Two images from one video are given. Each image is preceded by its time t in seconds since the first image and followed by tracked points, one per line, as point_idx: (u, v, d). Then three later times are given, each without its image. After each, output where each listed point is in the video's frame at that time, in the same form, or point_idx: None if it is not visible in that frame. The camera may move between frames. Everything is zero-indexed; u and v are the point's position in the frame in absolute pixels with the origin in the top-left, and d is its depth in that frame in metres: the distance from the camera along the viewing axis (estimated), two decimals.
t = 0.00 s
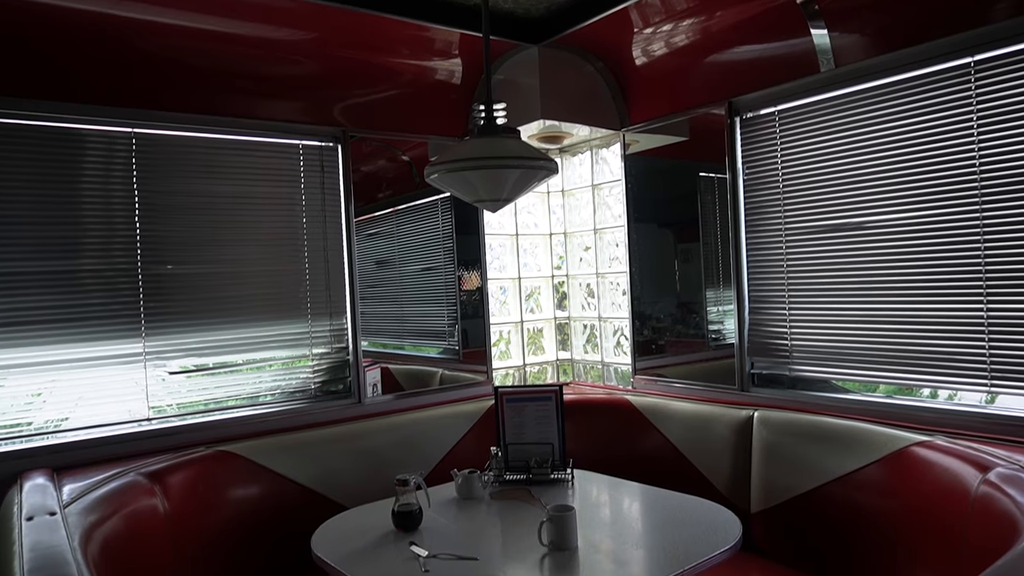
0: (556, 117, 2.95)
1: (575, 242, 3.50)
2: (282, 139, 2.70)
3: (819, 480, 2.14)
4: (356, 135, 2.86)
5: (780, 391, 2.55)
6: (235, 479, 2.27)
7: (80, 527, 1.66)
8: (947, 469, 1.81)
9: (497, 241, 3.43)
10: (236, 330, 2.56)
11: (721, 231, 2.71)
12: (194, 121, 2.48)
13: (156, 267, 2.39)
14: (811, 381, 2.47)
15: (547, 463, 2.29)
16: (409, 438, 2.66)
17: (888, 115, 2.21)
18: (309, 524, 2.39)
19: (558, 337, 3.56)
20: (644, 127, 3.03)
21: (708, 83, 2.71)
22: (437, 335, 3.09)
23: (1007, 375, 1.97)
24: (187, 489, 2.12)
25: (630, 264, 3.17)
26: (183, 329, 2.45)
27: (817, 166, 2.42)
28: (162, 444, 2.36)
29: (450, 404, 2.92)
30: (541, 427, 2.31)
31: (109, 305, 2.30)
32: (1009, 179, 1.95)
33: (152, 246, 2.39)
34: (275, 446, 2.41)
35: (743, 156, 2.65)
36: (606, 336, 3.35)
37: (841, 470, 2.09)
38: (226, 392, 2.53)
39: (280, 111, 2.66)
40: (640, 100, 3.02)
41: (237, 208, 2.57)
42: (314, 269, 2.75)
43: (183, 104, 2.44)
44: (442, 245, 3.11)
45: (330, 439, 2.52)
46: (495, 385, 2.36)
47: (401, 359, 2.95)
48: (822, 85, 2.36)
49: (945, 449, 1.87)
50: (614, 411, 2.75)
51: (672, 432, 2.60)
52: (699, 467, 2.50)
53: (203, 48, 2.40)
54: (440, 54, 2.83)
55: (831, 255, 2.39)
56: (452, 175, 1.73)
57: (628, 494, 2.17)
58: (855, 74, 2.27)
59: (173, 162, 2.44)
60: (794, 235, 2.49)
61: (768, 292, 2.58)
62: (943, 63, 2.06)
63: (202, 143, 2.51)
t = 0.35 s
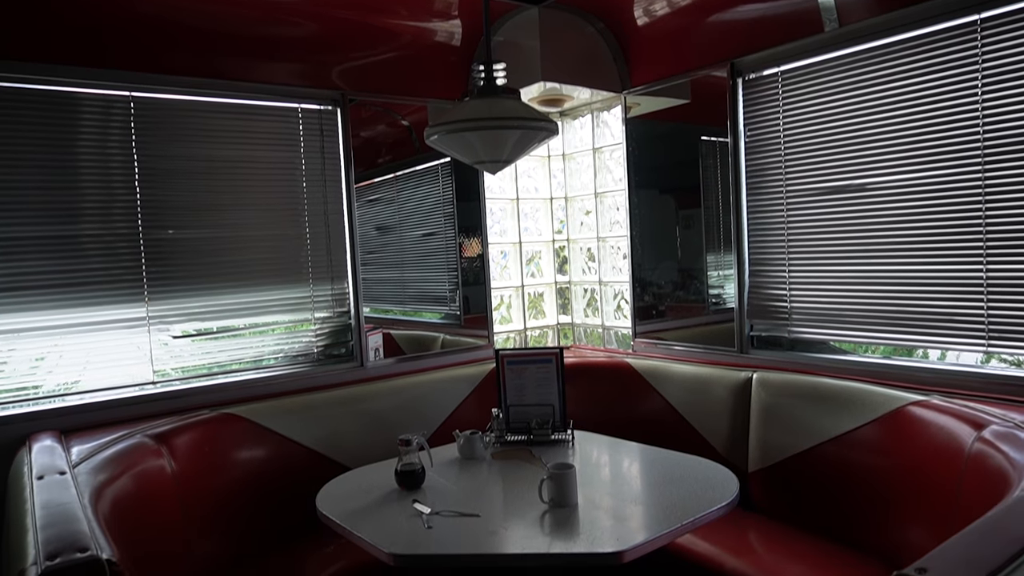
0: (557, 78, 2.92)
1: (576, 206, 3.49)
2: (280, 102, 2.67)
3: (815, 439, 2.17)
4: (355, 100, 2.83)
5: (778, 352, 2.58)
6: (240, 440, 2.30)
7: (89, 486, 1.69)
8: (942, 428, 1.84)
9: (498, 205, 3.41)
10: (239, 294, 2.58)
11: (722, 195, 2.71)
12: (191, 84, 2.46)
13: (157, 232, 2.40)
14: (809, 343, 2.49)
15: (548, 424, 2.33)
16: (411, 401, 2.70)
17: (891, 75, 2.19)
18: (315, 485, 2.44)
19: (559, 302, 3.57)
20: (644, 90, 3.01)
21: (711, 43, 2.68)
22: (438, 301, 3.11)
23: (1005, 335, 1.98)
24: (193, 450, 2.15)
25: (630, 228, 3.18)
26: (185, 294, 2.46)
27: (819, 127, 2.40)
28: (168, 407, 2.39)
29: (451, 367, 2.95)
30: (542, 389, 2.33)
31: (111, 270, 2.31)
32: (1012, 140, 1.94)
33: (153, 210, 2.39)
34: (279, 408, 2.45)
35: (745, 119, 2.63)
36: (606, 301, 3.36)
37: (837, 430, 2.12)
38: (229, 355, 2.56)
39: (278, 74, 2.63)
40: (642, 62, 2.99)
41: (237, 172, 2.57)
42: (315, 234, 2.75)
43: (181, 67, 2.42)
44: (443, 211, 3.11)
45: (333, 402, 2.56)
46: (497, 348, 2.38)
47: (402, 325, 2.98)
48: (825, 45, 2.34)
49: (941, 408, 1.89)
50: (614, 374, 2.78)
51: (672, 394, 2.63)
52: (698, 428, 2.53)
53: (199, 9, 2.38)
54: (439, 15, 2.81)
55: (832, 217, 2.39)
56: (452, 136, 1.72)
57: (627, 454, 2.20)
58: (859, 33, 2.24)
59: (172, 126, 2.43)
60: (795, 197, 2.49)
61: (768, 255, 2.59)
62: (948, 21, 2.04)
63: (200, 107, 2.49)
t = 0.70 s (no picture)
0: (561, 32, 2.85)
1: (578, 165, 3.46)
2: (277, 61, 2.62)
3: (818, 394, 2.18)
4: (354, 58, 2.78)
5: (781, 310, 2.58)
6: (245, 401, 2.32)
7: (99, 446, 1.71)
8: (946, 381, 1.85)
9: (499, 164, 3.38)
10: (241, 257, 2.57)
11: (727, 152, 2.69)
12: (186, 43, 2.41)
13: (157, 194, 2.38)
14: (814, 300, 2.49)
15: (552, 382, 2.34)
16: (415, 361, 2.71)
17: (899, 27, 2.15)
18: (322, 444, 2.46)
19: (561, 262, 3.56)
20: (646, 45, 2.97)
21: None
22: (440, 263, 3.11)
23: (1010, 288, 1.98)
24: (200, 412, 2.17)
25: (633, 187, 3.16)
26: (186, 256, 2.45)
27: (825, 81, 2.36)
28: (173, 369, 2.40)
29: (453, 328, 2.96)
30: (545, 348, 2.34)
31: (111, 233, 2.30)
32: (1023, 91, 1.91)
33: (151, 172, 2.37)
34: (284, 370, 2.46)
35: (750, 73, 2.59)
36: (609, 260, 3.36)
37: (840, 385, 2.13)
38: (232, 318, 2.57)
39: (275, 31, 2.57)
40: (645, 17, 2.94)
41: (235, 133, 2.54)
42: (315, 195, 2.74)
43: (174, 24, 2.37)
44: (444, 172, 3.08)
45: (338, 363, 2.57)
46: (500, 307, 2.37)
47: (406, 287, 2.99)
48: None
49: (944, 361, 1.90)
50: (617, 333, 2.79)
51: (675, 352, 2.64)
52: (701, 385, 2.54)
53: None
54: None
55: (837, 172, 2.36)
56: (453, 91, 1.70)
57: (629, 411, 2.21)
58: None
59: (169, 87, 2.39)
60: (800, 153, 2.47)
61: (773, 211, 2.58)
62: None
63: (196, 67, 2.45)
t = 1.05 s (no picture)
0: None
1: (574, 128, 3.44)
2: (268, 21, 2.57)
3: (813, 355, 2.20)
4: (347, 19, 2.73)
5: (776, 272, 2.60)
6: (243, 365, 2.33)
7: (99, 408, 1.72)
8: (940, 340, 1.86)
9: (496, 127, 3.33)
10: (236, 221, 2.56)
11: (725, 114, 2.67)
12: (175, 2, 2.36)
13: (150, 158, 2.36)
14: (811, 263, 2.50)
15: (549, 344, 2.35)
16: (411, 325, 2.72)
17: None
18: (321, 407, 2.48)
19: (558, 226, 3.56)
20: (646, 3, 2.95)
21: None
22: (437, 228, 3.10)
23: (1006, 247, 1.99)
24: (199, 375, 2.18)
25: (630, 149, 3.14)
26: (181, 221, 2.44)
27: (825, 39, 2.33)
28: (170, 334, 2.41)
29: (450, 292, 2.97)
30: (543, 310, 2.34)
31: (104, 197, 2.28)
32: None
33: (144, 134, 2.34)
34: (282, 333, 2.47)
35: (749, 33, 2.55)
36: (606, 224, 3.35)
37: (835, 345, 2.14)
38: (228, 283, 2.56)
39: None
40: None
41: (228, 95, 2.50)
42: (310, 159, 2.71)
43: None
44: (439, 136, 3.06)
45: (335, 327, 2.58)
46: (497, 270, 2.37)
47: (402, 254, 2.99)
48: None
49: (938, 321, 1.91)
50: (614, 297, 2.80)
51: (671, 315, 2.65)
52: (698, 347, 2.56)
53: None
54: None
55: (835, 133, 2.35)
56: (450, 49, 1.67)
57: (625, 372, 2.23)
58: None
59: (159, 48, 2.35)
60: (797, 113, 2.45)
61: (770, 173, 2.57)
62: None
63: (186, 27, 2.41)
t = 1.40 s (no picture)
0: None
1: (572, 83, 3.39)
2: None
3: (806, 313, 2.21)
4: None
5: (773, 230, 2.59)
6: (237, 319, 2.32)
7: (92, 358, 1.71)
8: (933, 298, 1.87)
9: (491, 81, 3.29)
10: (227, 173, 2.52)
11: (726, 69, 2.63)
12: None
13: (138, 108, 2.30)
14: (806, 220, 2.50)
15: (544, 301, 2.35)
16: (405, 281, 2.71)
17: None
18: (315, 361, 2.48)
19: (553, 182, 3.54)
20: None
21: None
22: (431, 185, 3.10)
23: (1002, 207, 1.99)
24: (192, 328, 2.17)
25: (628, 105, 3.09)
26: (171, 172, 2.40)
27: None
28: (162, 287, 2.39)
29: (444, 248, 2.95)
30: (538, 267, 2.34)
31: (91, 147, 2.23)
32: None
33: (131, 83, 2.29)
34: (275, 288, 2.46)
35: None
36: (601, 181, 3.33)
37: (828, 303, 2.15)
38: (220, 237, 2.55)
39: None
40: None
41: (217, 44, 2.44)
42: (302, 111, 2.67)
43: None
44: (432, 91, 3.04)
45: (329, 282, 2.57)
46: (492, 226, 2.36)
47: (395, 210, 2.99)
48: None
49: (932, 279, 1.91)
50: (608, 254, 2.80)
51: (666, 273, 2.65)
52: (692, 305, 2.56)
53: None
54: None
55: (836, 89, 2.32)
56: None
57: (619, 329, 2.24)
58: None
59: None
60: (798, 68, 2.41)
61: (768, 129, 2.54)
62: None
63: None
